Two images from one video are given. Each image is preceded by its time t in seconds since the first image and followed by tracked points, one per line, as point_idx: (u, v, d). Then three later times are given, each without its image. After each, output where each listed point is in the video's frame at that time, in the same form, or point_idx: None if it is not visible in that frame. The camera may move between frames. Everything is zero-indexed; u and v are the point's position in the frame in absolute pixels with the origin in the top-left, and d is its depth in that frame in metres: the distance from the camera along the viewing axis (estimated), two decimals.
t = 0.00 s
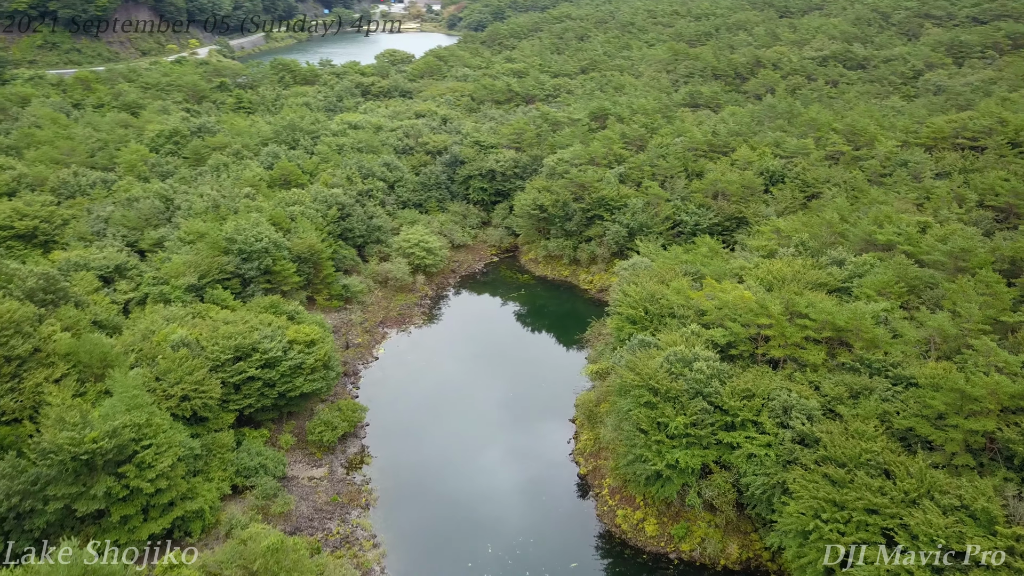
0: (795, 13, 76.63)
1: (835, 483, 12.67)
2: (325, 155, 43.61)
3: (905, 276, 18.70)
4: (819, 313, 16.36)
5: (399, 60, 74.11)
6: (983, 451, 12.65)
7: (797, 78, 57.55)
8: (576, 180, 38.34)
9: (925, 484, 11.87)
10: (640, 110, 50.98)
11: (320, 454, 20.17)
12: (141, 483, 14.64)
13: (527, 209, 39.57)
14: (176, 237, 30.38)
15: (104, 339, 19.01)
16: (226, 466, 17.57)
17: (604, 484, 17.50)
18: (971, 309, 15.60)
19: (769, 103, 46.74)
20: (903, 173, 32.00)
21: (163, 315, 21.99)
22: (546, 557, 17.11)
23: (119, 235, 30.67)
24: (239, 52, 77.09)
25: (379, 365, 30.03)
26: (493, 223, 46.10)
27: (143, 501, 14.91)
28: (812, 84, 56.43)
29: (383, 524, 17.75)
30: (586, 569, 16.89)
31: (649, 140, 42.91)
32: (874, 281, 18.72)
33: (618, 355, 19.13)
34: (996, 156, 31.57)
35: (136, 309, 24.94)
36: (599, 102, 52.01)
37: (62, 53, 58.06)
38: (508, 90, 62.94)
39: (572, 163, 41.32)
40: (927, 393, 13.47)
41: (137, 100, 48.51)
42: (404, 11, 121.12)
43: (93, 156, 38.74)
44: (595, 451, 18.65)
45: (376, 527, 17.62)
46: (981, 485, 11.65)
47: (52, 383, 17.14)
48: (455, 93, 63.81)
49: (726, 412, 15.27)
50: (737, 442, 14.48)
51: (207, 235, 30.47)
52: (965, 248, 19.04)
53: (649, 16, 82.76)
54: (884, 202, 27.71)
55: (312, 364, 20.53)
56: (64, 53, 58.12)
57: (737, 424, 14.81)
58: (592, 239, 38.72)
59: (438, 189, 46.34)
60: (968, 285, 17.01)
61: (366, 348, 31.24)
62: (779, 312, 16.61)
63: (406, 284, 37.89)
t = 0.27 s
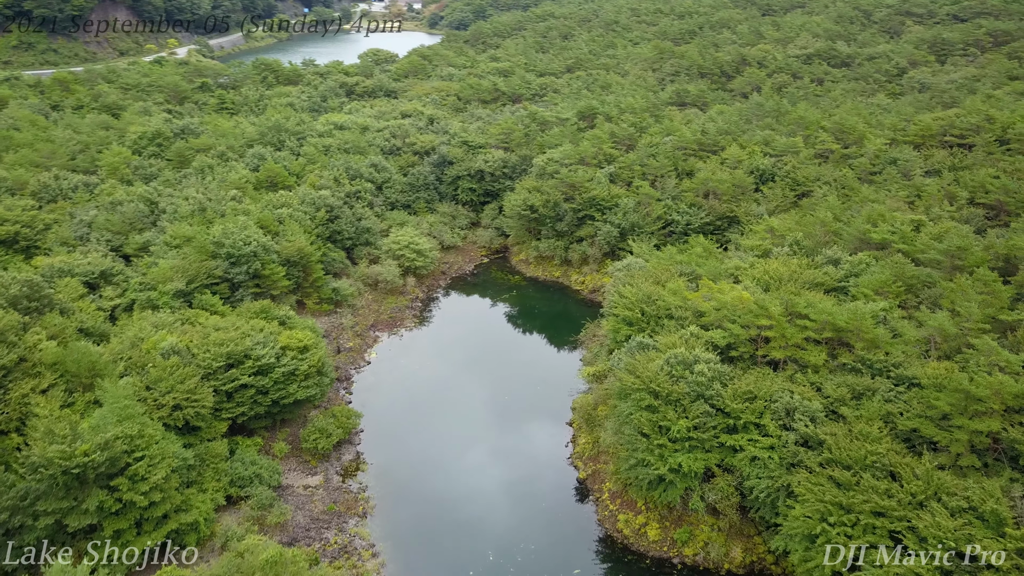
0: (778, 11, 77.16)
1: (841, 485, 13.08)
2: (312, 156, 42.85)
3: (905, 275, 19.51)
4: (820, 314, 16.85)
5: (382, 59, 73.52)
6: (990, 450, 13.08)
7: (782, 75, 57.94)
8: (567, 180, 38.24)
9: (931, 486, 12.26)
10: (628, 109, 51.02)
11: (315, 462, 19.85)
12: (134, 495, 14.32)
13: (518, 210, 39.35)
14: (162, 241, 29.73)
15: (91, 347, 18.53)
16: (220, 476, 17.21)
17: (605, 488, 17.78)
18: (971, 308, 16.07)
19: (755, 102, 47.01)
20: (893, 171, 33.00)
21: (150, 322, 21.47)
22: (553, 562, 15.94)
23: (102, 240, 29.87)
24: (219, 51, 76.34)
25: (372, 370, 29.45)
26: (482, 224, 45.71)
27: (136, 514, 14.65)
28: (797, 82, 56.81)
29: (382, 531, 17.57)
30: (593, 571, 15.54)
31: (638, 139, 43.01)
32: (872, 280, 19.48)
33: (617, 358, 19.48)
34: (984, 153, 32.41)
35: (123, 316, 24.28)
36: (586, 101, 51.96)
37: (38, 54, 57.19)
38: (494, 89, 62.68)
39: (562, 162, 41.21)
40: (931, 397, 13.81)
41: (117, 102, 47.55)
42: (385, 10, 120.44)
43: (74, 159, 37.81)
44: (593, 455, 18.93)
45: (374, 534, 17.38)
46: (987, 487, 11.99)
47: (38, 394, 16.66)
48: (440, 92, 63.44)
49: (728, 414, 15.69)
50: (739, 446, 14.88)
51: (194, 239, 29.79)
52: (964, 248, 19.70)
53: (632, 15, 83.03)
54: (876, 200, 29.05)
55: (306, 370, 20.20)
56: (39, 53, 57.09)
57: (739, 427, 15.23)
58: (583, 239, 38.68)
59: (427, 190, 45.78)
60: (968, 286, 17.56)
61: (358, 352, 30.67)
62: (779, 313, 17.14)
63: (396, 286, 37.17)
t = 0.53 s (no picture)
0: (767, 9, 77.41)
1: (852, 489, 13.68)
2: (305, 156, 42.16)
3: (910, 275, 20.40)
4: (827, 316, 17.63)
5: (372, 59, 73.11)
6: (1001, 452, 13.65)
7: (775, 74, 58.12)
8: (563, 180, 38.11)
9: (945, 490, 12.79)
10: (623, 109, 51.00)
11: (315, 469, 19.64)
12: (132, 508, 14.06)
13: (514, 210, 39.15)
14: (154, 244, 28.67)
15: (86, 354, 18.20)
16: (220, 485, 16.96)
17: (610, 494, 18.42)
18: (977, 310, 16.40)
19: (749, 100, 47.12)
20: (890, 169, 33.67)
21: (146, 327, 21.07)
22: None
23: (93, 244, 29.24)
24: (206, 50, 75.96)
25: (370, 374, 29.00)
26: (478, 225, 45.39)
27: (136, 526, 14.39)
28: (791, 80, 56.93)
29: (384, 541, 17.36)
30: None
31: (634, 139, 43.05)
32: (876, 281, 20.37)
33: (621, 361, 20.21)
34: (981, 152, 32.65)
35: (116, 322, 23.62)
36: (580, 100, 51.83)
37: (22, 54, 56.89)
38: (487, 88, 62.40)
39: (558, 162, 41.04)
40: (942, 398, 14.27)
41: (105, 102, 46.93)
42: (372, 8, 119.95)
43: (63, 160, 37.12)
44: (597, 460, 19.54)
45: (377, 543, 17.22)
46: (1003, 491, 12.41)
47: (33, 403, 16.36)
48: (432, 92, 63.15)
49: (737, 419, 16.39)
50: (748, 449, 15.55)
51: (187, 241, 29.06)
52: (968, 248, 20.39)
53: (623, 13, 83.12)
54: (874, 199, 30.37)
55: (306, 376, 19.96)
56: (23, 53, 56.67)
57: (746, 430, 15.94)
58: (581, 240, 38.60)
59: (422, 190, 45.31)
60: (973, 287, 17.85)
61: (356, 356, 30.20)
62: (785, 316, 17.89)
63: (393, 289, 36.57)
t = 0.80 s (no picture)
0: (761, 8, 77.49)
1: (866, 494, 14.55)
2: (301, 157, 41.70)
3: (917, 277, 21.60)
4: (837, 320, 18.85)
5: (366, 58, 72.75)
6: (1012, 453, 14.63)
7: (771, 73, 58.11)
8: (563, 180, 38.05)
9: (960, 496, 13.59)
10: (620, 108, 50.89)
11: (318, 476, 19.56)
12: (134, 519, 13.86)
13: (513, 212, 39.02)
14: (149, 248, 27.74)
15: (83, 360, 17.90)
16: (222, 494, 16.77)
17: (617, 499, 19.51)
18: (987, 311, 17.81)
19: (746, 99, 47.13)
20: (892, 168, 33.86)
21: (143, 333, 20.70)
22: None
23: (88, 248, 27.93)
24: (196, 50, 75.81)
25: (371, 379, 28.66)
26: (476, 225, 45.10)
27: (137, 538, 14.17)
28: (787, 79, 56.94)
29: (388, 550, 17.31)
30: None
31: (632, 139, 43.03)
32: (883, 283, 21.63)
33: (627, 364, 21.24)
34: (981, 151, 32.77)
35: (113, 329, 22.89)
36: (577, 100, 51.62)
37: (11, 54, 56.77)
38: (482, 88, 62.11)
39: (557, 163, 40.89)
40: (954, 403, 15.40)
41: (96, 103, 46.37)
42: (363, 7, 119.49)
43: (54, 162, 36.45)
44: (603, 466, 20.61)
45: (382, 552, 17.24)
46: (1019, 498, 13.21)
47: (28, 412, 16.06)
48: (427, 91, 62.84)
49: (746, 423, 17.35)
50: (759, 454, 16.46)
51: (184, 245, 27.94)
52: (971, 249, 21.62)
53: (616, 12, 83.06)
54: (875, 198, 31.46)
55: (307, 382, 19.77)
56: (11, 53, 56.52)
57: (756, 435, 16.89)
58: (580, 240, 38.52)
59: (419, 192, 44.97)
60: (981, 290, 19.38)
61: (355, 360, 29.83)
62: (794, 318, 19.14)
63: (392, 291, 36.18)
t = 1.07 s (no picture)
0: (759, 6, 77.31)
1: (884, 500, 15.00)
2: (302, 158, 41.45)
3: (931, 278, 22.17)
4: (851, 323, 19.31)
5: (364, 58, 72.46)
6: None
7: (773, 72, 57.92)
8: (566, 181, 37.90)
9: (981, 504, 13.92)
10: (621, 108, 50.69)
11: (324, 483, 19.46)
12: (141, 528, 13.69)
13: (516, 212, 38.83)
14: (150, 250, 27.13)
15: (84, 366, 17.66)
16: (228, 502, 16.59)
17: (627, 505, 20.10)
18: (1005, 314, 18.46)
19: (748, 99, 46.99)
20: (898, 168, 33.80)
21: (146, 337, 20.44)
22: None
23: (87, 249, 27.38)
24: (192, 49, 75.51)
25: (375, 383, 28.42)
26: (478, 226, 44.88)
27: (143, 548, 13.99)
28: (788, 79, 56.76)
29: (397, 558, 17.27)
30: None
31: (636, 139, 42.90)
32: (895, 286, 22.19)
33: (638, 369, 21.72)
34: (987, 151, 32.63)
35: (115, 333, 22.40)
36: (578, 99, 51.41)
37: (5, 53, 56.46)
38: (483, 87, 61.81)
39: (560, 163, 40.70)
40: (975, 409, 15.80)
41: (93, 103, 46.05)
42: (359, 6, 119.24)
43: (52, 163, 36.02)
44: (613, 472, 21.19)
45: (391, 560, 17.19)
46: None
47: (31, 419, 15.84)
48: (427, 91, 62.58)
49: (760, 428, 17.84)
50: (773, 460, 16.94)
51: (185, 248, 27.22)
52: (983, 249, 22.31)
53: (615, 11, 82.84)
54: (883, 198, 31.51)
55: (313, 388, 19.59)
56: (5, 53, 56.26)
57: (771, 441, 17.38)
58: (584, 241, 38.36)
59: (421, 193, 44.68)
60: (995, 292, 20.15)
61: (359, 363, 29.57)
62: (807, 322, 19.48)
63: (395, 294, 35.93)
